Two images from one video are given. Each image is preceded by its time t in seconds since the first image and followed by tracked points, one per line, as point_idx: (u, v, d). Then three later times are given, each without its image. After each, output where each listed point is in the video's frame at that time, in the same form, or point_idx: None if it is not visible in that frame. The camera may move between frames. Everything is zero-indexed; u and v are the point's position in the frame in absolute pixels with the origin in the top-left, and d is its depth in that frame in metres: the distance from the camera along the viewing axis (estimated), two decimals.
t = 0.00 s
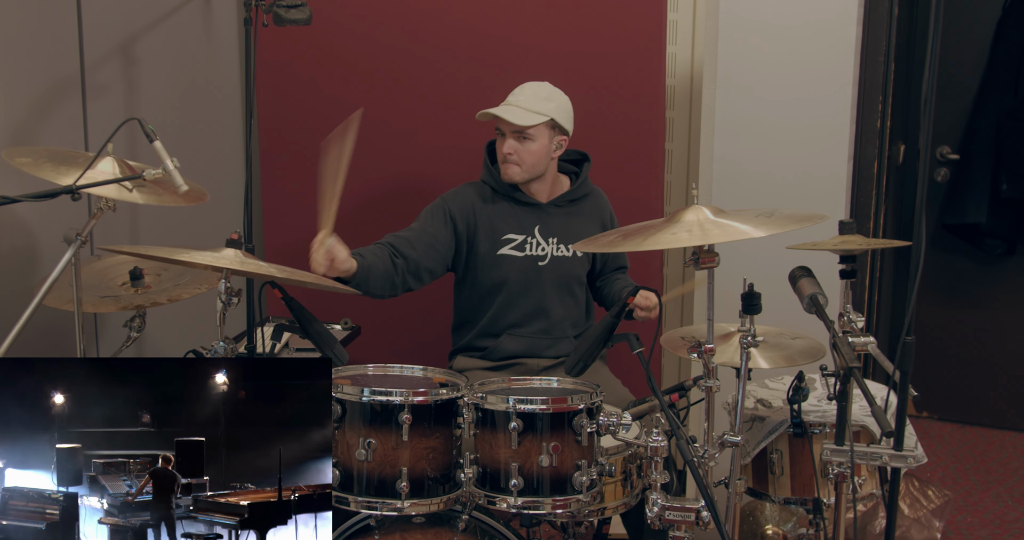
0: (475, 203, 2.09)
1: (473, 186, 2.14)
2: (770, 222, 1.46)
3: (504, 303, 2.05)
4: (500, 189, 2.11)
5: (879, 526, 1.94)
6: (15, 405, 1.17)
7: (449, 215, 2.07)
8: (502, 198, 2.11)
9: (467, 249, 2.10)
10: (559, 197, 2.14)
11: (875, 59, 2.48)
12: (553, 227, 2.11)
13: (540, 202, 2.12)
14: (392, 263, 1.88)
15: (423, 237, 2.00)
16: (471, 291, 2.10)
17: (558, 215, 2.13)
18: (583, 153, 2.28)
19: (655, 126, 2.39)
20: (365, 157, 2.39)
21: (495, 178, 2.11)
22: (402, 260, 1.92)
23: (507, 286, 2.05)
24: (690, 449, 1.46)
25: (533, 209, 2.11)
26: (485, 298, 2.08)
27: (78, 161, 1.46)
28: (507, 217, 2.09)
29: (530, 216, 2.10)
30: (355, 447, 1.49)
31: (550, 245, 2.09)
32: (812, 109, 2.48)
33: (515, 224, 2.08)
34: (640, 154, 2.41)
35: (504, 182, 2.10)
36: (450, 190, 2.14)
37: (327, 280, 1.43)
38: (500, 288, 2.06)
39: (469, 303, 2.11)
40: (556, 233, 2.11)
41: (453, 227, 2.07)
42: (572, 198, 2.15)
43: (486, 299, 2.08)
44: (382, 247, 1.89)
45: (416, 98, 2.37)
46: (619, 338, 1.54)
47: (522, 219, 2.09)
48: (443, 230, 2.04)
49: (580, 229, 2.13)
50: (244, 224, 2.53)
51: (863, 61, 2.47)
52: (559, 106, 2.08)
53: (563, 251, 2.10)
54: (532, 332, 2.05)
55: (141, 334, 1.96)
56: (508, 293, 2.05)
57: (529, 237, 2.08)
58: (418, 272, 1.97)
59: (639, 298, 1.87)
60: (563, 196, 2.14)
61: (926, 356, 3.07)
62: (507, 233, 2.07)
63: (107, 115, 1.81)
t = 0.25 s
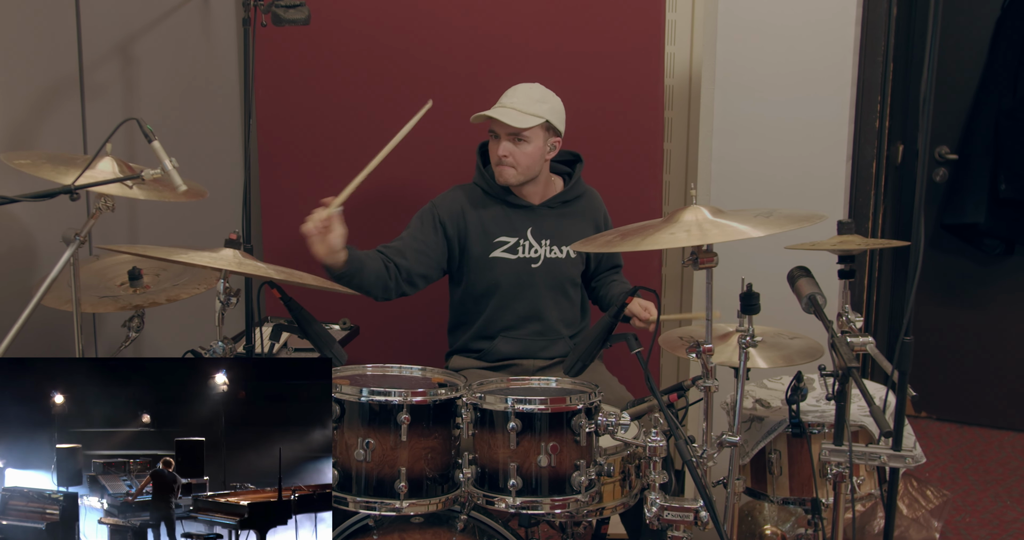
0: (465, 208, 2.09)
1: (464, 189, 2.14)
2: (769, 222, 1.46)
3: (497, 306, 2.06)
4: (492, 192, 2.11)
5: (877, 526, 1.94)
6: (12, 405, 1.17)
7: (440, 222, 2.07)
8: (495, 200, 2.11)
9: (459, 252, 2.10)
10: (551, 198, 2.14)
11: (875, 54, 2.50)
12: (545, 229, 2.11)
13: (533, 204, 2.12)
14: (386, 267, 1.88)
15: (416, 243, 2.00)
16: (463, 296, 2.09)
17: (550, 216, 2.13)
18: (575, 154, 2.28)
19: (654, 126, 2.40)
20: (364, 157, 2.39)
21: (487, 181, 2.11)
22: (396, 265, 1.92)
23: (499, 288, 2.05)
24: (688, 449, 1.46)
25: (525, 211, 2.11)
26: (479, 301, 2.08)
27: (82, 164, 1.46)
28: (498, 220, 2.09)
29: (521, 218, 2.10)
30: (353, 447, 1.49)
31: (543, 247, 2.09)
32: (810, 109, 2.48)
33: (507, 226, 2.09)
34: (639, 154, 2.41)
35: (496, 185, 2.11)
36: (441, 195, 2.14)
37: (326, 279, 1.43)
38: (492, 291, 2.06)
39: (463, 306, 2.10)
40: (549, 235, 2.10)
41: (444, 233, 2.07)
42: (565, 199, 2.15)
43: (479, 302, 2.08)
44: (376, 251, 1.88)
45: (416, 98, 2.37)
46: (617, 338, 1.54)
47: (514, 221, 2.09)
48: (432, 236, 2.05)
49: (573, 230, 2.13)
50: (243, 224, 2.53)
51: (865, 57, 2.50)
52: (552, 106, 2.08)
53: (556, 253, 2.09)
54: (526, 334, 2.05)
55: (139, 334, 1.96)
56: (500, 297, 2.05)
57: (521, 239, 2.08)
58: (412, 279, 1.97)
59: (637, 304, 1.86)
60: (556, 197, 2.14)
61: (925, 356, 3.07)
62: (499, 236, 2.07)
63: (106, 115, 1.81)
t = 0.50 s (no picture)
0: (466, 206, 2.09)
1: (463, 187, 2.14)
2: (767, 222, 1.46)
3: (496, 305, 2.06)
4: (492, 191, 2.11)
5: (876, 526, 1.94)
6: (10, 406, 1.17)
7: (440, 219, 2.07)
8: (494, 198, 2.11)
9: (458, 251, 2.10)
10: (551, 197, 2.14)
11: (872, 56, 2.53)
12: (543, 228, 2.11)
13: (532, 201, 2.12)
14: (387, 266, 1.87)
15: (415, 241, 2.00)
16: (462, 295, 2.09)
17: (548, 215, 2.13)
18: (574, 153, 2.28)
19: (653, 126, 2.40)
20: (363, 157, 2.39)
21: (486, 179, 2.11)
22: (398, 263, 1.91)
23: (498, 287, 2.05)
24: (687, 449, 1.46)
25: (523, 209, 2.11)
26: (477, 299, 2.08)
27: (78, 157, 1.46)
28: (497, 218, 2.09)
29: (519, 217, 2.10)
30: (352, 447, 1.49)
31: (542, 246, 2.09)
32: (808, 109, 2.48)
33: (506, 225, 2.09)
34: (638, 154, 2.41)
35: (496, 184, 2.11)
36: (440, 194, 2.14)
37: (324, 279, 1.43)
38: (490, 290, 2.06)
39: (462, 305, 2.10)
40: (548, 234, 2.11)
41: (443, 231, 2.07)
42: (564, 198, 2.15)
43: (478, 301, 2.08)
44: (377, 248, 1.88)
45: (414, 98, 2.37)
46: (616, 338, 1.53)
47: (512, 219, 2.09)
48: (431, 233, 2.04)
49: (571, 229, 2.14)
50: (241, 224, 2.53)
51: (863, 58, 2.52)
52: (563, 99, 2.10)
53: (555, 252, 2.10)
54: (524, 334, 2.05)
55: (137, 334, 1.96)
56: (499, 295, 2.05)
57: (521, 238, 2.08)
58: (412, 278, 1.96)
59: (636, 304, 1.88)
60: (555, 196, 2.14)
61: (923, 356, 3.07)
62: (498, 234, 2.07)
63: (104, 115, 1.81)
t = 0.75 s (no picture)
0: (468, 200, 2.09)
1: (466, 184, 2.14)
2: (766, 222, 1.46)
3: (499, 301, 2.05)
4: (494, 188, 2.11)
5: (875, 526, 1.94)
6: (8, 406, 1.17)
7: (442, 213, 2.06)
8: (496, 195, 2.11)
9: (461, 247, 2.09)
10: (552, 194, 2.14)
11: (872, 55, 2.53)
12: (546, 225, 2.11)
13: (534, 199, 2.12)
14: (383, 256, 1.87)
15: (417, 236, 1.99)
16: (466, 290, 2.09)
17: (551, 212, 2.13)
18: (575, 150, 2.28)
19: (652, 126, 2.40)
20: (362, 157, 2.39)
21: (490, 176, 2.11)
22: (392, 254, 1.91)
23: (501, 284, 2.04)
24: (685, 449, 1.45)
25: (526, 205, 2.11)
26: (479, 296, 2.08)
27: (75, 166, 1.47)
28: (500, 212, 2.09)
29: (522, 213, 2.10)
30: (351, 447, 1.49)
31: (544, 243, 2.09)
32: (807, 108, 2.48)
33: (508, 221, 2.08)
34: (637, 154, 2.41)
35: (500, 181, 2.10)
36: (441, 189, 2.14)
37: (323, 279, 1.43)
38: (494, 286, 2.05)
39: (464, 302, 2.10)
40: (550, 231, 2.11)
41: (446, 226, 2.06)
42: (565, 195, 2.16)
43: (479, 298, 2.08)
44: (371, 241, 1.88)
45: (414, 98, 2.37)
46: (615, 337, 1.53)
47: (515, 216, 2.09)
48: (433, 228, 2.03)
49: (573, 225, 2.14)
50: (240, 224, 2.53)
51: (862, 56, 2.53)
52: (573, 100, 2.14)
53: (556, 248, 2.10)
54: (525, 332, 2.05)
55: (136, 334, 1.97)
56: (502, 291, 2.05)
57: (523, 235, 2.08)
58: (410, 269, 1.96)
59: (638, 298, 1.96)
60: (556, 193, 2.14)
61: (922, 356, 3.07)
62: (501, 230, 2.07)
63: (103, 115, 1.81)
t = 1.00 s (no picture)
0: (471, 202, 2.08)
1: (469, 184, 2.14)
2: (765, 222, 1.46)
3: (501, 302, 2.05)
4: (498, 190, 2.11)
5: (873, 526, 1.94)
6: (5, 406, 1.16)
7: (444, 215, 2.05)
8: (499, 196, 2.11)
9: (463, 249, 2.09)
10: (554, 196, 2.15)
11: (871, 55, 2.52)
12: (548, 227, 2.11)
13: (537, 202, 2.13)
14: (391, 256, 1.86)
15: (421, 237, 1.99)
16: (466, 292, 2.09)
17: (553, 215, 2.13)
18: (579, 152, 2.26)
19: (650, 126, 2.40)
20: (361, 157, 2.39)
21: (493, 177, 2.12)
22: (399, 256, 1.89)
23: (502, 286, 2.05)
24: (684, 449, 1.45)
25: (528, 208, 2.11)
26: (480, 298, 2.08)
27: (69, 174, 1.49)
28: (503, 216, 2.08)
29: (525, 216, 2.10)
30: (350, 447, 1.49)
31: (545, 245, 2.09)
32: (806, 108, 2.48)
33: (511, 224, 2.08)
34: (636, 154, 2.41)
35: (505, 183, 2.11)
36: (444, 190, 2.13)
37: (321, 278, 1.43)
38: (496, 288, 2.05)
39: (465, 304, 2.10)
40: (552, 233, 2.11)
41: (448, 227, 2.06)
42: (566, 199, 2.17)
43: (480, 300, 2.08)
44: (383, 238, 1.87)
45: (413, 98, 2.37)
46: (614, 338, 1.53)
47: (518, 219, 2.09)
48: (434, 227, 2.03)
49: (575, 227, 2.14)
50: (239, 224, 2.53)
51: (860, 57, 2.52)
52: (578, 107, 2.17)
53: (558, 250, 2.10)
54: (526, 332, 2.05)
55: (135, 334, 1.97)
56: (504, 293, 2.05)
57: (526, 237, 2.08)
58: (412, 272, 1.94)
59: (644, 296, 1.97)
60: (557, 197, 2.15)
61: (921, 356, 3.06)
62: (504, 232, 2.07)
63: (101, 116, 1.81)
